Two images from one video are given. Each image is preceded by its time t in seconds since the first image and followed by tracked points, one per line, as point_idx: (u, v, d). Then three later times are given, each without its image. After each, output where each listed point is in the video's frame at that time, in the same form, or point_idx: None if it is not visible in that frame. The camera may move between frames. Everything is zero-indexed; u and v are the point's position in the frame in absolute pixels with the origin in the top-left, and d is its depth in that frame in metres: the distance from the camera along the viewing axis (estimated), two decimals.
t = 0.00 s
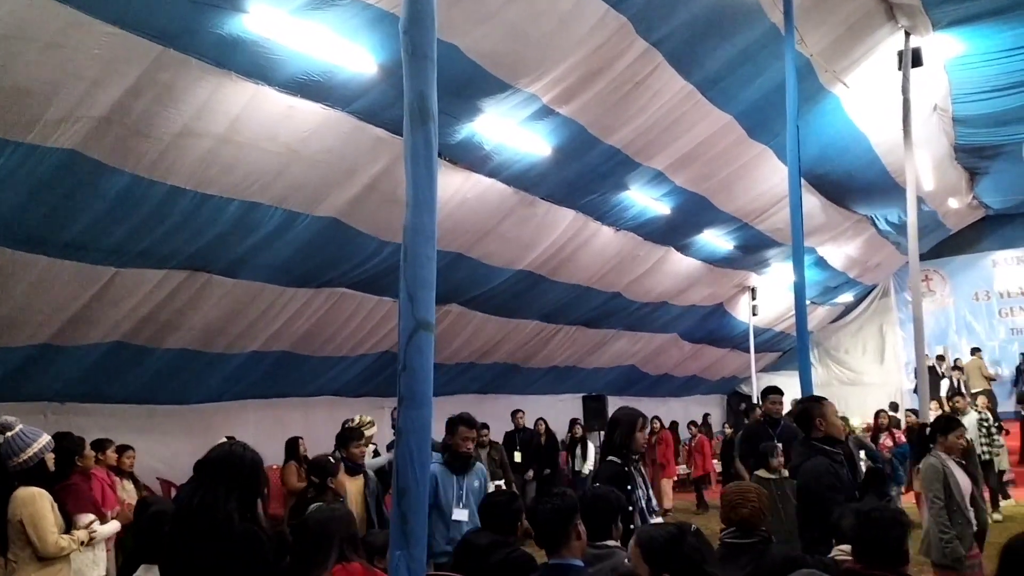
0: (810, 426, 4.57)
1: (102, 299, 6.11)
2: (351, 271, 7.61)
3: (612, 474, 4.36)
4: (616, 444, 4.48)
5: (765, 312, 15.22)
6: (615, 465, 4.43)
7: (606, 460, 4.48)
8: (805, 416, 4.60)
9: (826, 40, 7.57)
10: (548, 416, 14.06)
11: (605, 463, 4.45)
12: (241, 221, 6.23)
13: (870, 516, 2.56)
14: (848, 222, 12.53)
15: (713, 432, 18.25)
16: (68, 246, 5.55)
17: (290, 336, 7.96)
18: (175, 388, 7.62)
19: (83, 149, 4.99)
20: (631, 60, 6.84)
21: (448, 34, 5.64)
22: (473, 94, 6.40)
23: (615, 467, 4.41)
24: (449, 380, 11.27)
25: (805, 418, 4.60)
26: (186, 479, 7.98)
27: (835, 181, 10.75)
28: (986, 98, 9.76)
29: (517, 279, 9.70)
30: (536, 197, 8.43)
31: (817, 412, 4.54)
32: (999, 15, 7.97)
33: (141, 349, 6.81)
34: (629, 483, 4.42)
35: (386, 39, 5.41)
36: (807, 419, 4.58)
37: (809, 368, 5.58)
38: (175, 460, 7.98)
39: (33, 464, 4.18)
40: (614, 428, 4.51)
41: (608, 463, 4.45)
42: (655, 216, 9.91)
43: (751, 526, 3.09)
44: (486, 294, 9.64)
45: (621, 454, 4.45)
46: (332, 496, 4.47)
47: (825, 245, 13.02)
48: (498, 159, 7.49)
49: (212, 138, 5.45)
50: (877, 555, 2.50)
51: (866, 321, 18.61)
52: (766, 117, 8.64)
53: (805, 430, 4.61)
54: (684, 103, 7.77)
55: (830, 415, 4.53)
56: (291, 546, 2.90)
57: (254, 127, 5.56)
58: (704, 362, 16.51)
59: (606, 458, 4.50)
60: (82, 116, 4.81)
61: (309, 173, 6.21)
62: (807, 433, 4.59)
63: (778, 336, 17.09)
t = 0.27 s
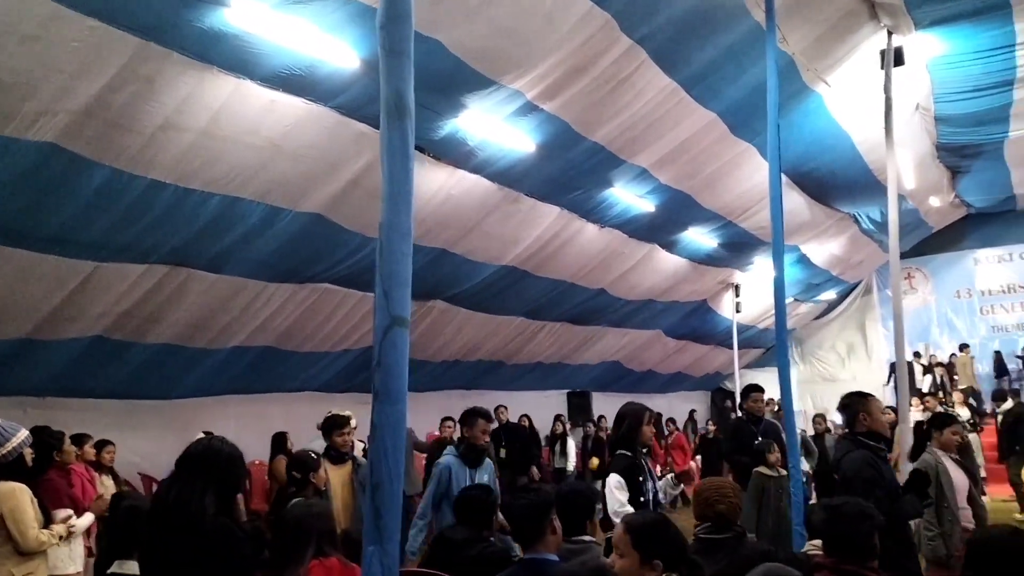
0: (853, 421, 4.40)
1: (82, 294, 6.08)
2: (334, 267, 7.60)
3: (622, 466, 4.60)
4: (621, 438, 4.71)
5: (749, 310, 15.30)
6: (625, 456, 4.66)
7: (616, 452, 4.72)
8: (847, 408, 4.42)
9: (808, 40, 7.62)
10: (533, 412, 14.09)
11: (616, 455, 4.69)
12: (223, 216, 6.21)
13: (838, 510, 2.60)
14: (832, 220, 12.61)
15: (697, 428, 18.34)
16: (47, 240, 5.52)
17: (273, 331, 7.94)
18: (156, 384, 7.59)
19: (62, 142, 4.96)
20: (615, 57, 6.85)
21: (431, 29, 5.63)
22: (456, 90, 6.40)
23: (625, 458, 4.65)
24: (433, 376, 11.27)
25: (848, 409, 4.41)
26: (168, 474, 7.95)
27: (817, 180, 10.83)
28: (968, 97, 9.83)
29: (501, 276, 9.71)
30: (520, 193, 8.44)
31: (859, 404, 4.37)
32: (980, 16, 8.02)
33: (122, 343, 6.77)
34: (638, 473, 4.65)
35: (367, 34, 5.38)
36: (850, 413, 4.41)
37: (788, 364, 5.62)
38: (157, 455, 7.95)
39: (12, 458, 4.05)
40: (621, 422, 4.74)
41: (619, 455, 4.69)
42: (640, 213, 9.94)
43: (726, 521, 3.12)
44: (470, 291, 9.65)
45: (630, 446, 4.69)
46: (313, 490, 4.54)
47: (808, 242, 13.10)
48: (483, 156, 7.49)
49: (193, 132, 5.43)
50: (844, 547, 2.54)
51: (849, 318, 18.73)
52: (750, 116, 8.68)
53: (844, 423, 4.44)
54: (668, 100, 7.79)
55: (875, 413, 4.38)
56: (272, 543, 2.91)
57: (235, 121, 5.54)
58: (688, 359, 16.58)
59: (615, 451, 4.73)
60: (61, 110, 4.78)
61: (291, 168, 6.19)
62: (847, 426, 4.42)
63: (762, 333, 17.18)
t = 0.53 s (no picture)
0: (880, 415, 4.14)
1: (59, 288, 6.04)
2: (314, 264, 7.59)
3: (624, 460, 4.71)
4: (619, 435, 4.82)
5: (729, 308, 15.40)
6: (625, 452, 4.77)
7: (617, 449, 4.82)
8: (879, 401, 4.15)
9: (787, 42, 7.69)
10: (514, 409, 14.12)
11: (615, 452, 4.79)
12: (201, 211, 6.19)
13: (806, 508, 2.64)
14: (811, 220, 12.71)
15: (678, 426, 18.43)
16: (23, 235, 5.48)
17: (252, 327, 7.92)
18: (133, 380, 7.55)
19: (38, 136, 4.93)
20: (595, 57, 6.89)
21: (412, 27, 5.64)
22: (437, 88, 6.41)
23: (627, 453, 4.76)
24: (414, 373, 11.27)
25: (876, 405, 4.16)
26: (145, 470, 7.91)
27: (796, 180, 10.92)
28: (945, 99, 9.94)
29: (482, 273, 9.73)
30: (501, 191, 8.46)
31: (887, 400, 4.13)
32: (957, 19, 8.10)
33: (100, 338, 6.74)
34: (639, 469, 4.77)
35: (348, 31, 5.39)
36: (876, 409, 4.15)
37: (762, 363, 5.68)
38: (134, 451, 7.90)
39: None
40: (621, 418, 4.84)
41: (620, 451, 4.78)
42: (620, 212, 9.98)
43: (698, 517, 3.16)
44: (450, 288, 9.66)
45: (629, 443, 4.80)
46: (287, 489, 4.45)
47: (787, 242, 13.20)
48: (463, 154, 7.50)
49: (171, 127, 5.41)
50: (811, 545, 2.59)
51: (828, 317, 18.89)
52: (730, 117, 8.74)
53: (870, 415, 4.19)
54: (648, 100, 7.83)
55: (904, 406, 4.09)
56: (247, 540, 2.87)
57: (215, 117, 5.53)
58: (669, 357, 16.67)
59: (615, 448, 4.83)
60: (37, 104, 4.75)
61: (271, 164, 6.18)
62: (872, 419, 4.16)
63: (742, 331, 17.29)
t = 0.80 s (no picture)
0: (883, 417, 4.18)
1: (22, 284, 5.97)
2: (283, 261, 7.56)
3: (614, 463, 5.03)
4: (612, 436, 5.14)
5: (699, 309, 15.53)
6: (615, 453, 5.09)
7: (609, 450, 5.11)
8: (873, 403, 4.22)
9: (756, 46, 7.79)
10: (484, 408, 14.14)
11: (606, 453, 5.10)
12: (168, 207, 6.15)
13: (761, 504, 2.70)
14: (779, 222, 12.87)
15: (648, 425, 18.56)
16: None
17: (220, 324, 7.87)
18: (98, 376, 7.47)
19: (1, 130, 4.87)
20: (566, 58, 6.93)
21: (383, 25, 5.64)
22: (407, 86, 6.41)
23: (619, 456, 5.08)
24: (384, 371, 11.26)
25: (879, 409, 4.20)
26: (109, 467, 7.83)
27: (764, 183, 11.05)
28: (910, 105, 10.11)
29: (453, 272, 9.74)
30: (472, 189, 8.48)
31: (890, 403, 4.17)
32: (922, 26, 8.21)
33: (63, 334, 6.66)
34: (626, 469, 5.12)
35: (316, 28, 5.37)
36: (877, 407, 4.20)
37: (726, 362, 5.76)
38: (98, 448, 7.82)
39: None
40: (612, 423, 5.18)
41: (610, 452, 5.09)
42: (591, 212, 10.04)
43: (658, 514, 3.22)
44: (420, 286, 9.67)
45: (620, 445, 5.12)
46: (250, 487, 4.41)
47: (755, 243, 13.34)
48: (434, 152, 7.51)
49: (137, 122, 5.37)
50: (764, 540, 2.64)
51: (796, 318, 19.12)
52: (700, 119, 8.82)
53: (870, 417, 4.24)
54: (618, 101, 7.89)
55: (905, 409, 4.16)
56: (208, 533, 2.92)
57: (181, 112, 5.49)
58: (639, 356, 16.78)
59: (607, 449, 5.13)
60: None
61: (239, 160, 6.15)
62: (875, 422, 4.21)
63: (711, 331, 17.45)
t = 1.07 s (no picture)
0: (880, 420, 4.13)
1: None
2: (246, 261, 7.49)
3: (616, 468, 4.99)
4: (612, 441, 5.12)
5: (663, 311, 15.66)
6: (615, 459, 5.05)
7: (610, 455, 5.08)
8: (863, 404, 4.17)
9: (720, 53, 7.89)
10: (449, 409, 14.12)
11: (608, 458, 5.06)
12: (129, 205, 6.06)
13: (717, 505, 2.74)
14: (743, 225, 13.02)
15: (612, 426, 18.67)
16: None
17: (181, 323, 7.78)
18: (55, 376, 7.34)
19: None
20: (532, 60, 6.96)
21: (349, 25, 5.62)
22: (373, 86, 6.39)
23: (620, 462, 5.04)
24: (349, 372, 11.20)
25: (873, 411, 4.14)
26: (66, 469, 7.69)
27: (728, 187, 11.18)
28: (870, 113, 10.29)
29: (418, 272, 9.73)
30: (439, 190, 8.47)
31: (886, 405, 4.11)
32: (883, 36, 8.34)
33: (19, 333, 6.54)
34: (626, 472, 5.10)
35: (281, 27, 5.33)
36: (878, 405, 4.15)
37: (686, 365, 5.82)
38: (54, 449, 7.68)
39: None
40: (611, 428, 5.18)
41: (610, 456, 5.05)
42: (557, 214, 10.08)
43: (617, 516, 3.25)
44: (385, 287, 9.64)
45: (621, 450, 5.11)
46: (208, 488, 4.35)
47: (719, 246, 13.49)
48: (400, 152, 7.49)
49: (97, 118, 5.29)
50: (720, 540, 2.67)
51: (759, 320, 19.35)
52: (665, 124, 8.90)
53: (862, 418, 4.20)
54: (585, 105, 7.95)
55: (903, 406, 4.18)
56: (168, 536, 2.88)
57: (143, 109, 5.43)
58: (604, 357, 16.87)
59: (608, 454, 5.08)
60: None
61: (201, 158, 6.09)
62: (869, 423, 4.17)
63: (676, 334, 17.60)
